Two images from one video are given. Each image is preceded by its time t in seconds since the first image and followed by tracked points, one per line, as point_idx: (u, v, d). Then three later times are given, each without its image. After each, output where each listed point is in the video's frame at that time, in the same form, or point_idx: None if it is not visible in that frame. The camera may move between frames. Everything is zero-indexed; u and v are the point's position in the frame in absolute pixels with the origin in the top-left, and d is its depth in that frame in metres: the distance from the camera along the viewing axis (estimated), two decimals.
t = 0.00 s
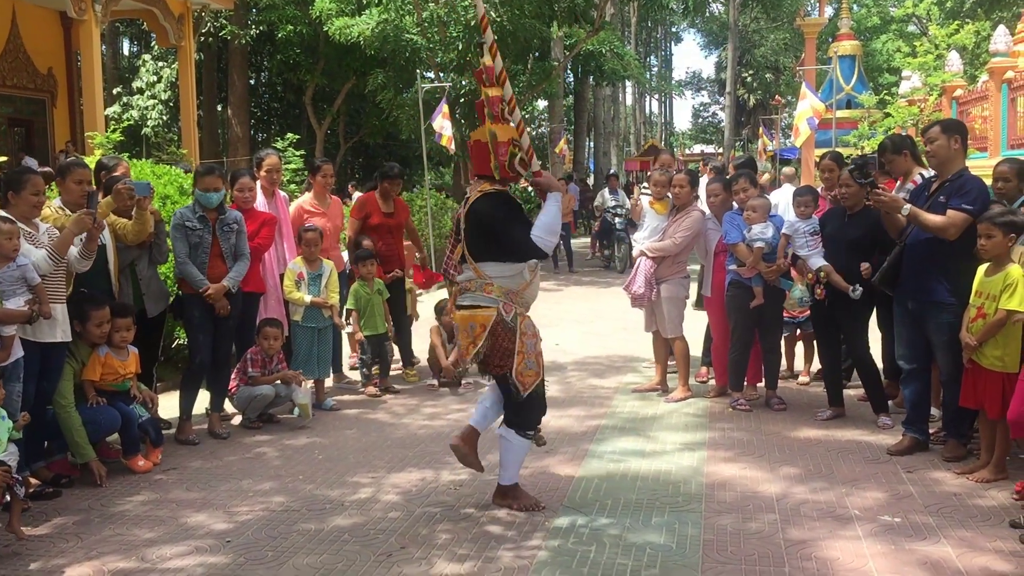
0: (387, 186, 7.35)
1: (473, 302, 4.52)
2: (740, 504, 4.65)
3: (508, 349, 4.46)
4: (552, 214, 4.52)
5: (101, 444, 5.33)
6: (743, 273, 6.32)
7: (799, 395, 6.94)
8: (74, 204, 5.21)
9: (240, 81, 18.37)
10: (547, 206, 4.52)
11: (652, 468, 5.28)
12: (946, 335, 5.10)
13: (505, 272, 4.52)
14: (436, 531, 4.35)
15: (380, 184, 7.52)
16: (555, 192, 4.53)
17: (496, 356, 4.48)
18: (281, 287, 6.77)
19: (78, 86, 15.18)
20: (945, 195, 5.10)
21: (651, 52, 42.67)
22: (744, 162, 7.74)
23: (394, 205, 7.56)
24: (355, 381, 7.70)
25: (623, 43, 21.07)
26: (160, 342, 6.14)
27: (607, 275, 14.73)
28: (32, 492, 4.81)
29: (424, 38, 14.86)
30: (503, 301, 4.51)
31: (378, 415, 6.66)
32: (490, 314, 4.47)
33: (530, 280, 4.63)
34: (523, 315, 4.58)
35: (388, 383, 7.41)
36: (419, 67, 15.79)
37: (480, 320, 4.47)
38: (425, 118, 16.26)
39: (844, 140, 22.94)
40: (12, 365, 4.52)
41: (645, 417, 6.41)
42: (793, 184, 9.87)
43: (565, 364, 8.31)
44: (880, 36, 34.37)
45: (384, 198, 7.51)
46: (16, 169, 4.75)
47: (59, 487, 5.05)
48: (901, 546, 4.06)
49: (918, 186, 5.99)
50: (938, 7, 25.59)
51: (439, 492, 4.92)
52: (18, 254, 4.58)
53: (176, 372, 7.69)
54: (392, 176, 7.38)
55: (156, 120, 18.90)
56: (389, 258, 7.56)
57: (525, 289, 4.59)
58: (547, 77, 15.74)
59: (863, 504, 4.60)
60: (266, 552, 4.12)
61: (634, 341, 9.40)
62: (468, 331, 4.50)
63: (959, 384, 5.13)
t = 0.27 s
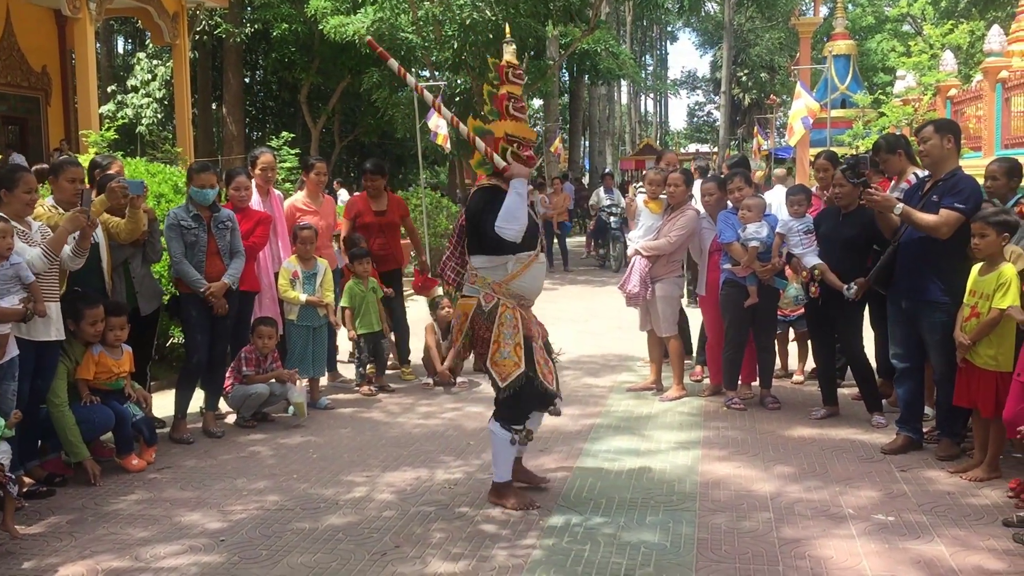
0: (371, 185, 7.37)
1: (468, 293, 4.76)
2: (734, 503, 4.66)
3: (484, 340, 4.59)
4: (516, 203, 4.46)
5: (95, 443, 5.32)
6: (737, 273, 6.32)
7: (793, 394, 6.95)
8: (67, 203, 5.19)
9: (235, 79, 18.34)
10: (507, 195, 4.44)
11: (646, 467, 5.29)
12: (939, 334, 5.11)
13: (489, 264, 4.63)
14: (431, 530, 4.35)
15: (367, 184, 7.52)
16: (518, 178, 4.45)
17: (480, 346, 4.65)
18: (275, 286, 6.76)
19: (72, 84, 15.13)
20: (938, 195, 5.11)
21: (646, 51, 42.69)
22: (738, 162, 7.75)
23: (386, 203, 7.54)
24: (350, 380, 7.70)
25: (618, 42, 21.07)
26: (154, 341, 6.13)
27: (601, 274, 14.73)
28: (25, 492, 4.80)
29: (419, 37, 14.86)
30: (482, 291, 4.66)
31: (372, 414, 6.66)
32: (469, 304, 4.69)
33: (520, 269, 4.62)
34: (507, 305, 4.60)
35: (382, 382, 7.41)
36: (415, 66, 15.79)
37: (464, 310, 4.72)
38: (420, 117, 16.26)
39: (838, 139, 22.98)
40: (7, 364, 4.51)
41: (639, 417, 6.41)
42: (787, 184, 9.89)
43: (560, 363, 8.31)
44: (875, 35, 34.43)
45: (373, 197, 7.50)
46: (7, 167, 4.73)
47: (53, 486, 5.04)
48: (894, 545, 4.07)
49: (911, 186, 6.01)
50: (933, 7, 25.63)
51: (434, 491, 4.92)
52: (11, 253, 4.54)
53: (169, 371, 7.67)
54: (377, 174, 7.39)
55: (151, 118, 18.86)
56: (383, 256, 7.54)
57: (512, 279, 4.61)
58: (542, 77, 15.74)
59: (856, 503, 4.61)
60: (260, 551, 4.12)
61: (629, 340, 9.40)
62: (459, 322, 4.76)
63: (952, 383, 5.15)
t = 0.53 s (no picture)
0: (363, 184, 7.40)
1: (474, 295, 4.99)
2: (728, 502, 4.66)
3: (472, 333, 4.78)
4: (466, 204, 4.66)
5: (88, 441, 5.28)
6: (732, 272, 6.33)
7: (787, 393, 6.96)
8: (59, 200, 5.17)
9: (230, 77, 18.29)
10: (456, 196, 4.69)
11: (641, 466, 5.29)
12: (933, 334, 5.12)
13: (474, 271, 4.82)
14: (426, 528, 4.35)
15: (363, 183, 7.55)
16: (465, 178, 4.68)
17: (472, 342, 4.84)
18: (270, 284, 6.75)
19: (66, 81, 15.07)
20: (932, 195, 5.12)
21: (642, 50, 42.69)
22: (733, 161, 7.75)
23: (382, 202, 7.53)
24: (345, 379, 7.70)
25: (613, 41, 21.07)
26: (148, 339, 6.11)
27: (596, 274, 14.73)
28: (19, 490, 4.79)
29: (414, 35, 14.85)
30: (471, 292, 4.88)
31: (367, 413, 6.66)
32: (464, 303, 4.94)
33: (500, 277, 4.71)
34: (496, 310, 4.75)
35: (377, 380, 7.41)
36: (410, 65, 15.77)
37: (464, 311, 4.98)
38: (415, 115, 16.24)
39: (833, 139, 23.02)
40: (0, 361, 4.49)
41: (633, 416, 6.42)
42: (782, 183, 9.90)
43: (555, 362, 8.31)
44: (870, 35, 34.49)
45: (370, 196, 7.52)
46: None
47: (46, 484, 5.02)
48: (888, 544, 4.08)
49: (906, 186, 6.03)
50: (928, 7, 25.70)
51: (428, 490, 4.91)
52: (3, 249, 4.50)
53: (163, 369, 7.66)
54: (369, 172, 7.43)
55: (146, 116, 18.81)
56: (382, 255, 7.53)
57: (494, 287, 4.73)
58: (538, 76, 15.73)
59: (851, 502, 4.62)
60: (254, 550, 4.11)
61: (624, 339, 9.41)
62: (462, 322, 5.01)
63: (946, 383, 5.16)
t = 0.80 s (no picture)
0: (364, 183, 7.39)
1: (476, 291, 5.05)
2: (725, 501, 4.66)
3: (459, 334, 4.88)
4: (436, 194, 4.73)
5: (85, 439, 5.28)
6: (729, 271, 6.33)
7: (785, 393, 6.96)
8: (55, 197, 5.14)
9: (227, 75, 18.26)
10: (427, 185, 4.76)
11: (638, 465, 5.29)
12: (931, 335, 5.13)
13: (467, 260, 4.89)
14: (422, 527, 4.35)
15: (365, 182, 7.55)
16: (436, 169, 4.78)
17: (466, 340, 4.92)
18: (267, 282, 6.74)
19: (63, 79, 15.04)
20: (932, 195, 5.12)
21: (640, 50, 42.67)
22: (731, 161, 7.75)
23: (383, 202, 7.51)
24: (342, 377, 7.69)
25: (611, 40, 21.06)
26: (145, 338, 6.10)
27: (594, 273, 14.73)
28: (15, 487, 4.78)
29: (412, 33, 14.84)
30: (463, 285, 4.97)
31: (363, 411, 6.65)
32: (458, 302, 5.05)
33: (485, 263, 4.77)
34: (480, 298, 4.80)
35: (374, 379, 7.40)
36: (408, 63, 15.76)
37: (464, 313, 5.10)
38: (413, 114, 16.23)
39: (831, 139, 23.03)
40: None
41: (630, 415, 6.42)
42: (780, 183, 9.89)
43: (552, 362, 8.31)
44: (868, 35, 34.50)
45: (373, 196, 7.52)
46: None
47: (42, 481, 5.02)
48: (885, 543, 4.08)
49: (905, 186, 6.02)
50: (926, 7, 25.73)
51: (425, 489, 4.91)
52: None
53: (161, 366, 7.66)
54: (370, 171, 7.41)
55: (143, 113, 18.78)
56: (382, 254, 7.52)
57: (479, 273, 4.79)
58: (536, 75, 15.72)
59: (847, 502, 4.62)
60: (251, 548, 4.10)
61: (621, 338, 9.40)
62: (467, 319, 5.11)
63: (943, 382, 5.16)
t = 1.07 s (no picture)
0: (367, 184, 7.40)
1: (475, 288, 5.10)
2: (724, 500, 4.66)
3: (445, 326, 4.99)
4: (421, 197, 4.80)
5: (83, 437, 5.28)
6: (729, 271, 6.33)
7: (784, 393, 6.96)
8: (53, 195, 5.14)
9: (227, 73, 18.24)
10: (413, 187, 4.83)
11: (638, 464, 5.29)
12: (931, 335, 5.12)
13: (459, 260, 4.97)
14: (422, 525, 4.34)
15: (367, 183, 7.55)
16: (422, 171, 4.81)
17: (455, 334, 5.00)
18: (267, 280, 6.72)
19: (63, 77, 15.03)
20: (937, 195, 5.14)
21: (639, 49, 42.65)
22: (731, 160, 7.74)
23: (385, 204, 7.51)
24: (341, 375, 7.69)
25: (611, 39, 21.05)
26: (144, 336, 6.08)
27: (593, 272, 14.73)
28: (13, 485, 4.78)
29: (412, 32, 14.84)
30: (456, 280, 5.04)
31: (362, 410, 6.64)
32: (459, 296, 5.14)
33: (471, 266, 4.84)
34: (464, 296, 4.86)
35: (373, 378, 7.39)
36: (408, 62, 15.75)
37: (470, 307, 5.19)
38: (412, 113, 16.23)
39: (830, 139, 23.05)
40: None
41: (629, 414, 6.42)
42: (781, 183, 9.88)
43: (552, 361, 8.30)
44: (868, 35, 34.50)
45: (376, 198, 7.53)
46: None
47: (41, 479, 5.01)
48: (884, 543, 4.08)
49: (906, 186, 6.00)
50: (926, 7, 25.75)
51: (425, 487, 4.91)
52: None
53: (160, 364, 7.65)
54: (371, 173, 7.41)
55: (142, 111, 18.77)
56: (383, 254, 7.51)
57: (465, 274, 4.86)
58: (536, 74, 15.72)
59: (847, 502, 4.62)
60: (250, 546, 4.10)
61: (621, 338, 9.40)
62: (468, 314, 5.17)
63: (943, 382, 5.16)
